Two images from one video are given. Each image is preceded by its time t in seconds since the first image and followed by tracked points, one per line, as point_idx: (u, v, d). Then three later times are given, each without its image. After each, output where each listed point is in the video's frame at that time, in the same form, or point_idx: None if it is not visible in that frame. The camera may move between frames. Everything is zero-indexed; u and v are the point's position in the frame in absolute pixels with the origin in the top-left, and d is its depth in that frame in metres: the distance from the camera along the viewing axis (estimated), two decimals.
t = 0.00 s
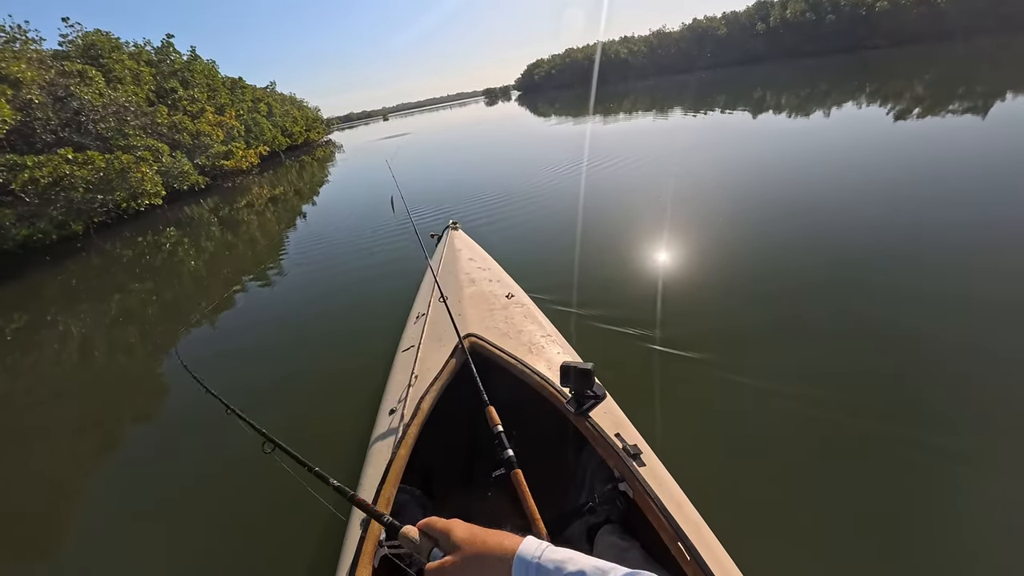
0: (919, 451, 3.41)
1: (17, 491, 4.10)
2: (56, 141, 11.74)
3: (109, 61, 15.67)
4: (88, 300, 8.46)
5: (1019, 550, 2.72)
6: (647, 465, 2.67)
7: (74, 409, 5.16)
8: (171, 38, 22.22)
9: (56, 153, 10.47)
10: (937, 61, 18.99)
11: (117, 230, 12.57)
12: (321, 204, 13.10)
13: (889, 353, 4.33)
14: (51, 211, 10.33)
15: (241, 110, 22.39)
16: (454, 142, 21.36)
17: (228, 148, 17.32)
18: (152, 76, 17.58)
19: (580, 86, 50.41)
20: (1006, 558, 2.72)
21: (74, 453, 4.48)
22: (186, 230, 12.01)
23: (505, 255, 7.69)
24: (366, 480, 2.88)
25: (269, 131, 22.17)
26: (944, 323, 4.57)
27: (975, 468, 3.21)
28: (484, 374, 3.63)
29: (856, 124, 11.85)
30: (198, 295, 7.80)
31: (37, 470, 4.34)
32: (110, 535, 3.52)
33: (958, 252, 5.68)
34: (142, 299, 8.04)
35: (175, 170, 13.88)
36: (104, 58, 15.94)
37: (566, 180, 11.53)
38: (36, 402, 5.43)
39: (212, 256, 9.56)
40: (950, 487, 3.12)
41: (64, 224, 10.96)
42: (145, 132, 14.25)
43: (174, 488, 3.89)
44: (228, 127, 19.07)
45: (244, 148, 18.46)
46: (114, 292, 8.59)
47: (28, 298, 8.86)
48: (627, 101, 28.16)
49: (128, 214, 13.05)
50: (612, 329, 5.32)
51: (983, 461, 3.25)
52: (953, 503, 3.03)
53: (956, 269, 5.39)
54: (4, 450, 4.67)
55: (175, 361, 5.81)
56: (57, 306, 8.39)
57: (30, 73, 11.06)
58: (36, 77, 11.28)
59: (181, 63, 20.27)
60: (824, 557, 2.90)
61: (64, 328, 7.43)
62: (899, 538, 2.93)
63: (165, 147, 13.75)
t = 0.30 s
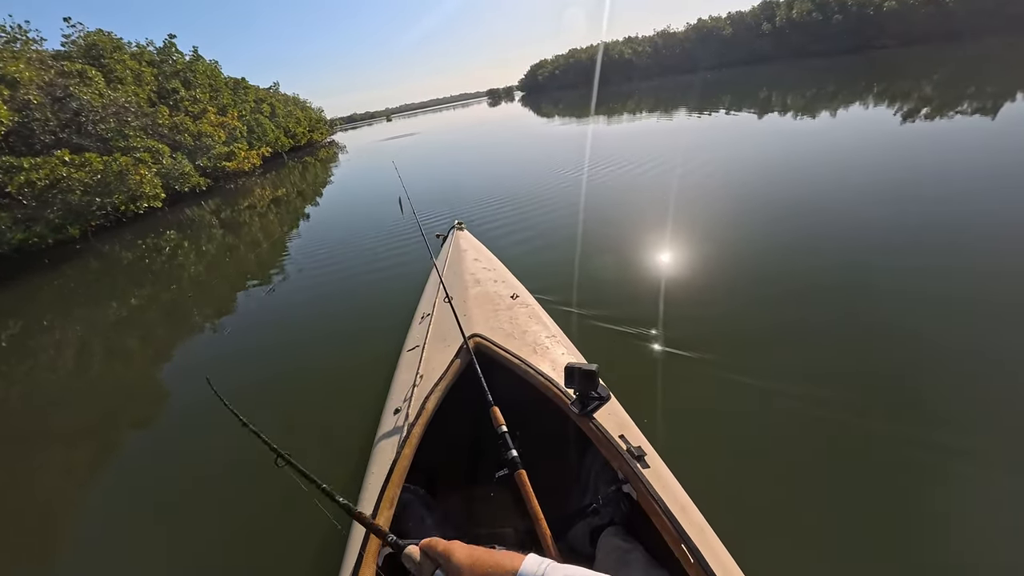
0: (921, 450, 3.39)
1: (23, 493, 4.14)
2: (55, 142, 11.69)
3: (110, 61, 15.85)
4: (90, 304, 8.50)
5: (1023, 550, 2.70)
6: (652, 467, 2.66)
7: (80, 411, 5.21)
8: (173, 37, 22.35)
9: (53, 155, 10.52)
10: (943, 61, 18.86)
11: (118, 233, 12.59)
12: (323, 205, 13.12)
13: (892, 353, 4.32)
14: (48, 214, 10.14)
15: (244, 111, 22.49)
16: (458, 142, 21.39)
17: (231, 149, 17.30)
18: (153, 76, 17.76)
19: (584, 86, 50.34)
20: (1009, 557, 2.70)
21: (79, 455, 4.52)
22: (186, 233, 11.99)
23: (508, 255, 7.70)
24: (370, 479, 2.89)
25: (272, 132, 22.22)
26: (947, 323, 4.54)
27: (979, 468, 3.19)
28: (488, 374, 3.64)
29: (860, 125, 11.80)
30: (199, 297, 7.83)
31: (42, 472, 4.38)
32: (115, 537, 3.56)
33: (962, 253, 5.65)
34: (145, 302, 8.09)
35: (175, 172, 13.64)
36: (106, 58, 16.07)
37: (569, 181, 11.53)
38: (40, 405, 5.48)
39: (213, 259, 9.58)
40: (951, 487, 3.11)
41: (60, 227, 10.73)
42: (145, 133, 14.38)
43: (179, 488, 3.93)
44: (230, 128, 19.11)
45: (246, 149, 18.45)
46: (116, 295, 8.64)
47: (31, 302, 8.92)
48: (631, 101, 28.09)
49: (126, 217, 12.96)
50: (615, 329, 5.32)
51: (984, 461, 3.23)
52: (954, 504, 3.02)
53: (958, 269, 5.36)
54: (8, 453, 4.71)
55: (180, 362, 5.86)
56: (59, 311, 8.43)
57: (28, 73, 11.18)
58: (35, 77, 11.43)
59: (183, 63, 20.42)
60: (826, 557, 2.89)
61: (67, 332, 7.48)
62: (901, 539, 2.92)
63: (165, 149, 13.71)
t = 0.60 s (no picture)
0: (921, 449, 3.38)
1: (20, 496, 4.14)
2: (45, 144, 11.75)
3: (104, 61, 15.97)
4: (84, 308, 8.47)
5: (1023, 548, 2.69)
6: (650, 468, 2.65)
7: (78, 414, 5.21)
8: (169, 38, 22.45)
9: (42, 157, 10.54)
10: (943, 62, 18.85)
11: (110, 237, 12.48)
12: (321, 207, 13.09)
13: (891, 352, 4.31)
14: (36, 217, 10.13)
15: (241, 112, 22.47)
16: (457, 143, 21.39)
17: (226, 151, 17.05)
18: (149, 77, 17.88)
19: (584, 86, 50.36)
20: (1009, 556, 2.69)
21: (76, 458, 4.52)
22: (180, 236, 11.89)
23: (508, 256, 7.71)
24: (368, 480, 2.88)
25: (268, 133, 22.05)
26: (946, 322, 4.54)
27: (981, 466, 3.17)
28: (487, 375, 3.63)
29: (860, 126, 11.78)
30: (196, 300, 7.82)
31: (40, 475, 4.38)
32: (113, 538, 3.56)
33: (962, 253, 5.65)
34: (142, 305, 8.07)
35: (169, 174, 13.41)
36: (100, 58, 16.18)
37: (568, 182, 11.54)
38: (37, 409, 5.47)
39: (209, 262, 9.53)
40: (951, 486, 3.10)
41: (49, 232, 10.70)
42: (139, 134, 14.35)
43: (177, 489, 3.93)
44: (227, 129, 19.02)
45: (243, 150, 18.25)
46: (112, 299, 8.62)
47: (26, 306, 8.89)
48: (630, 102, 28.15)
49: (117, 221, 12.81)
50: (614, 330, 5.31)
51: (984, 459, 3.21)
52: (953, 503, 3.01)
53: (958, 269, 5.35)
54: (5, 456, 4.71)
55: (178, 364, 5.85)
56: (54, 315, 8.39)
57: (16, 74, 11.37)
58: (24, 77, 11.60)
59: (179, 63, 20.50)
60: (825, 557, 2.88)
61: (62, 336, 7.47)
62: (899, 538, 2.91)
63: (159, 151, 13.39)
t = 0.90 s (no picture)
0: (916, 447, 3.40)
1: (17, 501, 4.14)
2: (36, 146, 11.67)
3: (95, 61, 16.02)
4: (77, 313, 8.41)
5: None
6: (646, 468, 2.65)
7: (75, 418, 5.21)
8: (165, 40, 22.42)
9: (29, 160, 10.55)
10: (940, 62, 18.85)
11: (100, 242, 12.31)
12: (318, 209, 13.05)
13: (888, 352, 4.32)
14: (23, 222, 9.82)
15: (237, 112, 22.33)
16: (455, 144, 21.40)
17: (220, 154, 16.81)
18: (142, 79, 17.95)
19: (583, 87, 50.35)
20: (1010, 554, 2.69)
21: (74, 461, 4.52)
22: (172, 241, 11.77)
23: (507, 258, 7.72)
24: (365, 481, 2.89)
25: (263, 133, 21.88)
26: (944, 322, 4.55)
27: (980, 465, 3.18)
28: (485, 376, 3.64)
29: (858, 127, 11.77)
30: (192, 302, 7.80)
31: (37, 479, 4.38)
32: (111, 542, 3.56)
33: (959, 253, 5.65)
34: (137, 309, 8.04)
35: (161, 177, 13.37)
36: (91, 58, 16.22)
37: (566, 183, 11.54)
38: (32, 414, 5.45)
39: (204, 266, 9.45)
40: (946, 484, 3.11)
41: (35, 238, 10.35)
42: (131, 137, 14.24)
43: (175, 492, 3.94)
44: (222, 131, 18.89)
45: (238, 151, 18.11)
46: (105, 303, 8.58)
47: (19, 310, 8.83)
48: (629, 103, 28.17)
49: (107, 226, 12.64)
50: (612, 330, 5.32)
51: (978, 456, 3.24)
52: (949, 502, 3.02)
53: (955, 269, 5.36)
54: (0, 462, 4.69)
55: (176, 368, 5.85)
56: (47, 318, 8.34)
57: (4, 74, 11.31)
58: (12, 78, 11.55)
59: (173, 63, 20.66)
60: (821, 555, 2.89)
61: (56, 340, 7.43)
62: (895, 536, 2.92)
63: (150, 153, 13.23)
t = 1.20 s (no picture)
0: (921, 444, 3.41)
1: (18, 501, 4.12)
2: (30, 147, 11.50)
3: (93, 61, 15.73)
4: (76, 314, 8.33)
5: None
6: (655, 467, 2.66)
7: (74, 420, 5.17)
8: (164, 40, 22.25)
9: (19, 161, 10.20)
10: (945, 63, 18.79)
11: (96, 245, 12.13)
12: (319, 210, 13.04)
13: (892, 350, 4.32)
14: (14, 226, 9.55)
15: (237, 113, 22.20)
16: (457, 145, 21.37)
17: (221, 155, 16.75)
18: (140, 78, 17.54)
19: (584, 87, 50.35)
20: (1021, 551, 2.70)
21: (76, 461, 4.50)
22: (171, 244, 11.58)
23: (510, 258, 7.71)
24: (373, 479, 2.89)
25: (265, 135, 21.90)
26: (950, 320, 4.55)
27: (988, 462, 3.18)
28: (491, 375, 3.64)
29: (864, 127, 11.72)
30: (193, 303, 7.75)
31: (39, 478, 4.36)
32: (117, 541, 3.57)
33: (967, 251, 5.63)
34: (138, 310, 7.98)
35: (159, 179, 13.24)
36: (89, 58, 15.81)
37: (567, 184, 11.52)
38: (30, 416, 5.40)
39: (203, 268, 9.35)
40: (951, 482, 3.12)
41: (27, 243, 10.07)
42: (128, 137, 14.15)
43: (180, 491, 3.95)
44: (221, 131, 18.73)
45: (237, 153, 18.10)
46: (104, 304, 8.50)
47: (16, 313, 8.72)
48: (631, 103, 28.15)
49: (103, 230, 12.43)
50: (616, 328, 5.32)
51: (984, 454, 3.24)
52: (954, 498, 3.02)
53: (963, 268, 5.33)
54: None
55: (179, 368, 5.82)
56: (45, 320, 8.25)
57: None
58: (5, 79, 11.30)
59: (172, 64, 20.18)
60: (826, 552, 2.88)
61: (54, 342, 7.35)
62: (900, 533, 2.92)
63: (149, 155, 13.12)
